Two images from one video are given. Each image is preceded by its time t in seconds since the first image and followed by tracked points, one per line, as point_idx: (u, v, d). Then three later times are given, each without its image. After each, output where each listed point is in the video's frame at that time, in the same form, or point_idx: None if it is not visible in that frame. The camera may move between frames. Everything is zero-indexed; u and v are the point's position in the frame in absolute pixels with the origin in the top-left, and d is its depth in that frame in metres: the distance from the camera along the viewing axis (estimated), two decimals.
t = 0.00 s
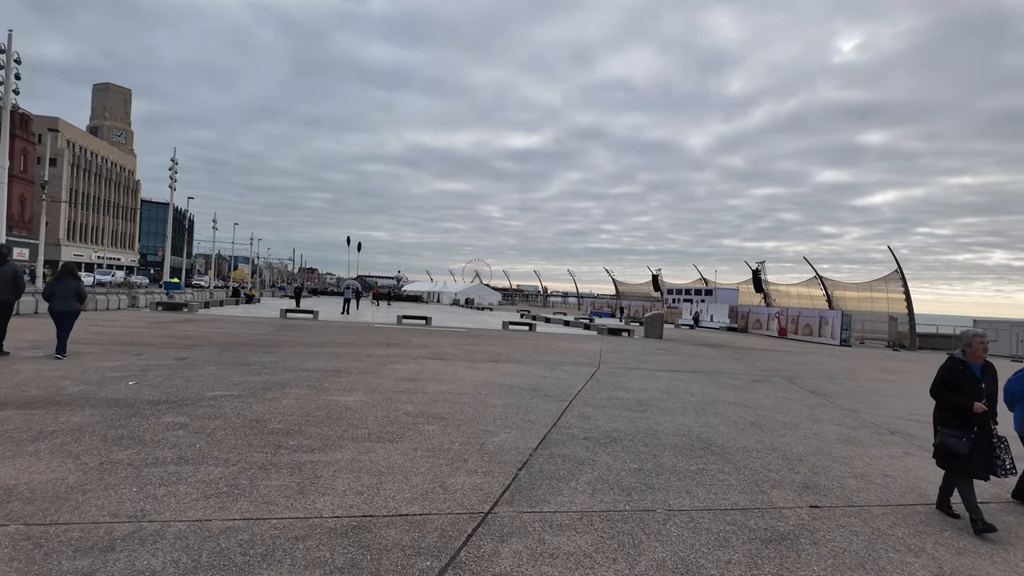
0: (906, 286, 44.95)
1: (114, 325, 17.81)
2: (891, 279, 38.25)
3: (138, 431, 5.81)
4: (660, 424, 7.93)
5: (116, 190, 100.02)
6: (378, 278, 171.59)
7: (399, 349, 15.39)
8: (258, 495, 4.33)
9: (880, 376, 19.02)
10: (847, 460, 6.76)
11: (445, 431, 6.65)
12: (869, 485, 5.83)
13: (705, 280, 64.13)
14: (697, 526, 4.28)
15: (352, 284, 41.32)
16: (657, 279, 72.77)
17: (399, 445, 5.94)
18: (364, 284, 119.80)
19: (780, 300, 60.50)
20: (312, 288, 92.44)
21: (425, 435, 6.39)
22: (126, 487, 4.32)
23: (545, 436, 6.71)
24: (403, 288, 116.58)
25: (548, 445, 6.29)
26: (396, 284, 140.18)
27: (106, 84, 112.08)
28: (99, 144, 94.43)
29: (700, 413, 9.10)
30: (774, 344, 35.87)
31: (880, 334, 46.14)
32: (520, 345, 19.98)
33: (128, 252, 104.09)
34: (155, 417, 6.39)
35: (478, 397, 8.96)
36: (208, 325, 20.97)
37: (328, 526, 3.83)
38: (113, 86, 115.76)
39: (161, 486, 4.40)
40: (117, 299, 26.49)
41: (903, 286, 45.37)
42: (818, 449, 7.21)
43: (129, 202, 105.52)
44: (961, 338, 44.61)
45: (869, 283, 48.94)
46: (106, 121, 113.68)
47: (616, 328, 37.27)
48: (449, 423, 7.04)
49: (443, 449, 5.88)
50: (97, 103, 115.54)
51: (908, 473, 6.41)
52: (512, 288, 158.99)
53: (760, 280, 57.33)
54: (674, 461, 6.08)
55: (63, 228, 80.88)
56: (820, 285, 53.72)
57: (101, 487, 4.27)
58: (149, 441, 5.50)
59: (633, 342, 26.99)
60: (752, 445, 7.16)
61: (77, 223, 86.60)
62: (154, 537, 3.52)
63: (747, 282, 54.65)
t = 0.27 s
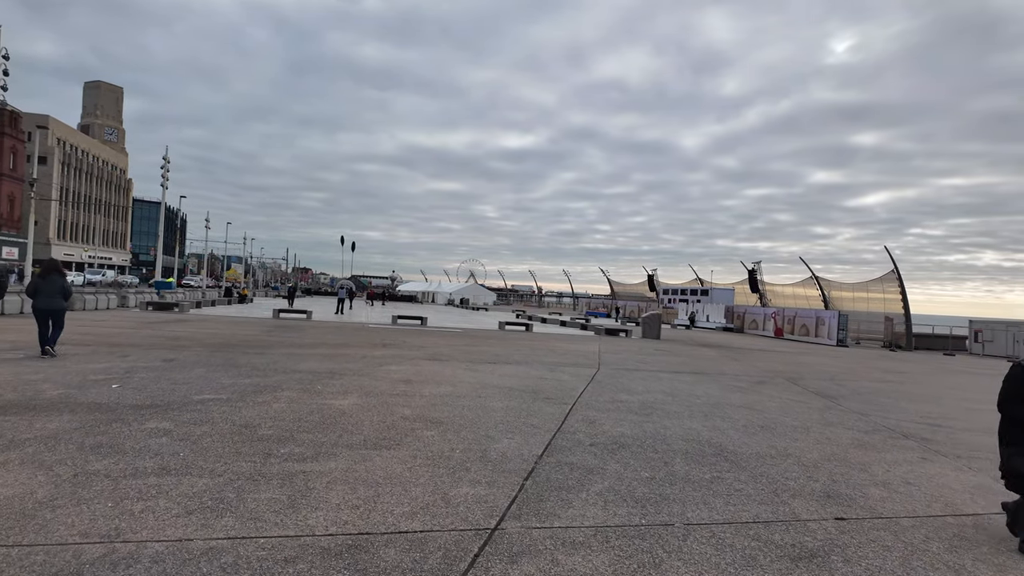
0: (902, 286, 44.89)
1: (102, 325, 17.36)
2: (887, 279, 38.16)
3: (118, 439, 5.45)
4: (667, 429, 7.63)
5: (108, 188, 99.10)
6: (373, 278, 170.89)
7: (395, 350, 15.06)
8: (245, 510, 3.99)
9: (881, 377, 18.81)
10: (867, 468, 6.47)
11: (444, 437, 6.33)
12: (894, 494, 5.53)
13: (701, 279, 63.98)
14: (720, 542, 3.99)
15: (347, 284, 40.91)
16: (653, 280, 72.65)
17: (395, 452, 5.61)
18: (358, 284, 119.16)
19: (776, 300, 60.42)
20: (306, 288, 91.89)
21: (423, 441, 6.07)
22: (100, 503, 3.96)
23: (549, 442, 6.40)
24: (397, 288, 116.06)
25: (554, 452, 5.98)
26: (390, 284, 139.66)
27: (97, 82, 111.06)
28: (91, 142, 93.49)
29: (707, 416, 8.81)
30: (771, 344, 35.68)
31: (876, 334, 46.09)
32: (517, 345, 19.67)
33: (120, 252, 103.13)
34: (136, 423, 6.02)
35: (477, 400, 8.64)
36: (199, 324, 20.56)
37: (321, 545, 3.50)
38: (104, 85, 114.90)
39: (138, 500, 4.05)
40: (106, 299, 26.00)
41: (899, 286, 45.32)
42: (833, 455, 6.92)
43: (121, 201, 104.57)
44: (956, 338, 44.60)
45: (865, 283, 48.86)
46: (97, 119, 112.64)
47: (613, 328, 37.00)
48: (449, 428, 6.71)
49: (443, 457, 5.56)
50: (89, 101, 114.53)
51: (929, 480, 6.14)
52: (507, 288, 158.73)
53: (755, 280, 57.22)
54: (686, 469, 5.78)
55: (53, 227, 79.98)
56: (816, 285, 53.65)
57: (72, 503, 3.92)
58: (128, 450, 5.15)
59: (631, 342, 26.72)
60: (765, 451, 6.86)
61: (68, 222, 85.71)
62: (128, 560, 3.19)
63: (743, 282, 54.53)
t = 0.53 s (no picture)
0: (898, 286, 44.79)
1: (89, 326, 16.91)
2: (885, 280, 38.01)
3: (96, 451, 5.09)
4: (677, 437, 7.31)
5: (99, 187, 98.16)
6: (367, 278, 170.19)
7: (390, 351, 14.70)
8: (231, 534, 3.64)
9: (883, 378, 18.59)
10: (889, 478, 6.17)
11: (446, 447, 5.99)
12: (922, 507, 5.23)
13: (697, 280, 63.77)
14: (749, 566, 3.67)
15: (341, 284, 40.37)
16: (648, 280, 72.47)
17: (394, 464, 5.27)
18: (353, 284, 118.49)
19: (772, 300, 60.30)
20: (300, 288, 91.22)
21: (423, 452, 5.73)
22: (71, 527, 3.61)
23: (556, 452, 6.08)
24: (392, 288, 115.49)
25: (561, 463, 5.65)
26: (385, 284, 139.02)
27: (89, 80, 110.04)
28: (82, 141, 92.56)
29: (716, 422, 8.51)
30: (769, 345, 35.47)
31: (873, 334, 46.00)
32: (515, 346, 19.34)
33: (112, 251, 102.19)
34: (117, 433, 5.65)
35: (478, 406, 8.31)
36: (189, 326, 20.12)
37: None
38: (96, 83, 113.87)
39: (113, 523, 3.69)
40: (95, 299, 25.48)
41: (896, 286, 45.21)
42: (852, 464, 6.62)
43: (113, 200, 103.61)
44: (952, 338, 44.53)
45: (861, 283, 48.74)
46: (89, 118, 111.60)
47: (610, 330, 36.66)
48: (450, 437, 6.37)
49: (446, 470, 5.22)
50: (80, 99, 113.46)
51: (955, 490, 5.84)
52: (502, 288, 158.35)
53: (752, 280, 57.07)
54: (703, 482, 5.46)
55: (44, 226, 79.13)
56: (812, 285, 53.52)
57: (38, 528, 3.56)
58: (106, 464, 4.79)
59: (629, 343, 26.41)
60: (781, 460, 6.55)
61: (59, 221, 84.81)
62: None
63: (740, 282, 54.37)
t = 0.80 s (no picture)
0: (897, 286, 44.65)
1: (78, 327, 16.49)
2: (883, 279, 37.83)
3: (73, 461, 4.74)
4: (688, 442, 7.00)
5: (92, 187, 97.37)
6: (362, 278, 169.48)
7: (387, 352, 14.36)
8: (213, 557, 3.30)
9: (886, 379, 18.37)
10: (914, 486, 5.87)
11: (447, 455, 5.66)
12: (955, 519, 4.93)
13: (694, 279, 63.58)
14: None
15: (336, 284, 39.98)
16: (645, 280, 72.26)
17: (393, 475, 4.93)
18: (348, 283, 117.90)
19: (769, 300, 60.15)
20: (295, 288, 90.73)
21: (424, 461, 5.40)
22: (37, 550, 3.26)
23: (564, 460, 5.76)
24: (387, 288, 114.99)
25: (571, 473, 5.32)
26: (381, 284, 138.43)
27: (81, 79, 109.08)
28: (75, 140, 91.79)
29: (727, 426, 8.21)
30: (768, 345, 35.26)
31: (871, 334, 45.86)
32: (514, 347, 19.02)
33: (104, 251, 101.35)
34: (96, 442, 5.27)
35: (480, 410, 7.97)
36: (182, 326, 19.74)
37: None
38: (89, 82, 113.06)
39: (84, 546, 3.34)
40: (86, 299, 25.06)
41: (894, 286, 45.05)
42: (874, 471, 6.32)
43: (106, 199, 102.82)
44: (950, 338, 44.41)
45: (859, 283, 48.60)
46: (82, 117, 110.77)
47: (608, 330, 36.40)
48: (452, 445, 6.03)
49: (448, 481, 4.88)
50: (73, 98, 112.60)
51: (985, 500, 5.55)
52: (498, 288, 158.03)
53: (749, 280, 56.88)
54: (721, 493, 5.14)
55: (36, 226, 78.38)
56: (810, 285, 53.37)
57: None
58: (81, 476, 4.43)
59: (628, 343, 26.12)
60: (799, 467, 6.25)
61: (51, 221, 84.10)
62: None
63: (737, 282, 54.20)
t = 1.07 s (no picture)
0: (896, 286, 44.42)
1: (67, 328, 16.10)
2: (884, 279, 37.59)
3: (47, 476, 4.38)
4: (702, 450, 6.67)
5: (87, 186, 96.70)
6: (359, 278, 169.00)
7: (384, 354, 14.01)
8: None
9: (891, 380, 18.10)
10: (945, 497, 5.55)
11: (451, 466, 5.32)
12: (997, 535, 4.61)
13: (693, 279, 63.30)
14: None
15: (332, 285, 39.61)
16: (643, 279, 71.98)
17: (393, 490, 4.58)
18: (344, 283, 117.42)
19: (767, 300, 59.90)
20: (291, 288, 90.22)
21: (426, 473, 5.04)
22: None
23: (575, 471, 5.42)
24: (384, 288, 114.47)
25: (584, 486, 4.98)
26: (377, 284, 137.89)
27: (75, 77, 108.35)
28: (69, 139, 91.13)
29: (740, 432, 7.88)
30: (768, 345, 35.01)
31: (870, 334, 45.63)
32: (513, 348, 18.70)
33: (99, 251, 100.68)
34: (74, 454, 4.91)
35: (482, 416, 7.63)
36: (174, 327, 19.34)
37: None
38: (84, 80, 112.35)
39: None
40: (77, 300, 24.62)
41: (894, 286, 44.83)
42: (900, 481, 6.00)
43: (101, 199, 102.13)
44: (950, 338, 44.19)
45: (859, 283, 48.37)
46: (76, 116, 110.04)
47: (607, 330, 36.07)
48: (455, 455, 5.68)
49: (453, 497, 4.53)
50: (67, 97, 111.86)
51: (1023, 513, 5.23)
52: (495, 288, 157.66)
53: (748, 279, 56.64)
54: (744, 508, 4.81)
55: (29, 226, 77.77)
56: (809, 284, 53.13)
57: None
58: (53, 494, 4.06)
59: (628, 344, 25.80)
60: (823, 478, 5.92)
61: (45, 220, 83.49)
62: None
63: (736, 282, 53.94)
